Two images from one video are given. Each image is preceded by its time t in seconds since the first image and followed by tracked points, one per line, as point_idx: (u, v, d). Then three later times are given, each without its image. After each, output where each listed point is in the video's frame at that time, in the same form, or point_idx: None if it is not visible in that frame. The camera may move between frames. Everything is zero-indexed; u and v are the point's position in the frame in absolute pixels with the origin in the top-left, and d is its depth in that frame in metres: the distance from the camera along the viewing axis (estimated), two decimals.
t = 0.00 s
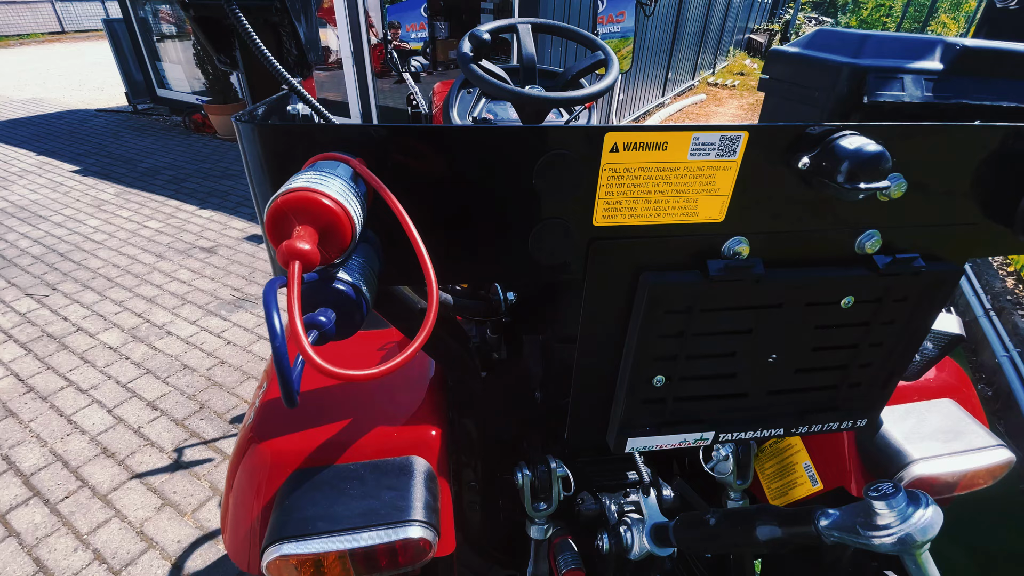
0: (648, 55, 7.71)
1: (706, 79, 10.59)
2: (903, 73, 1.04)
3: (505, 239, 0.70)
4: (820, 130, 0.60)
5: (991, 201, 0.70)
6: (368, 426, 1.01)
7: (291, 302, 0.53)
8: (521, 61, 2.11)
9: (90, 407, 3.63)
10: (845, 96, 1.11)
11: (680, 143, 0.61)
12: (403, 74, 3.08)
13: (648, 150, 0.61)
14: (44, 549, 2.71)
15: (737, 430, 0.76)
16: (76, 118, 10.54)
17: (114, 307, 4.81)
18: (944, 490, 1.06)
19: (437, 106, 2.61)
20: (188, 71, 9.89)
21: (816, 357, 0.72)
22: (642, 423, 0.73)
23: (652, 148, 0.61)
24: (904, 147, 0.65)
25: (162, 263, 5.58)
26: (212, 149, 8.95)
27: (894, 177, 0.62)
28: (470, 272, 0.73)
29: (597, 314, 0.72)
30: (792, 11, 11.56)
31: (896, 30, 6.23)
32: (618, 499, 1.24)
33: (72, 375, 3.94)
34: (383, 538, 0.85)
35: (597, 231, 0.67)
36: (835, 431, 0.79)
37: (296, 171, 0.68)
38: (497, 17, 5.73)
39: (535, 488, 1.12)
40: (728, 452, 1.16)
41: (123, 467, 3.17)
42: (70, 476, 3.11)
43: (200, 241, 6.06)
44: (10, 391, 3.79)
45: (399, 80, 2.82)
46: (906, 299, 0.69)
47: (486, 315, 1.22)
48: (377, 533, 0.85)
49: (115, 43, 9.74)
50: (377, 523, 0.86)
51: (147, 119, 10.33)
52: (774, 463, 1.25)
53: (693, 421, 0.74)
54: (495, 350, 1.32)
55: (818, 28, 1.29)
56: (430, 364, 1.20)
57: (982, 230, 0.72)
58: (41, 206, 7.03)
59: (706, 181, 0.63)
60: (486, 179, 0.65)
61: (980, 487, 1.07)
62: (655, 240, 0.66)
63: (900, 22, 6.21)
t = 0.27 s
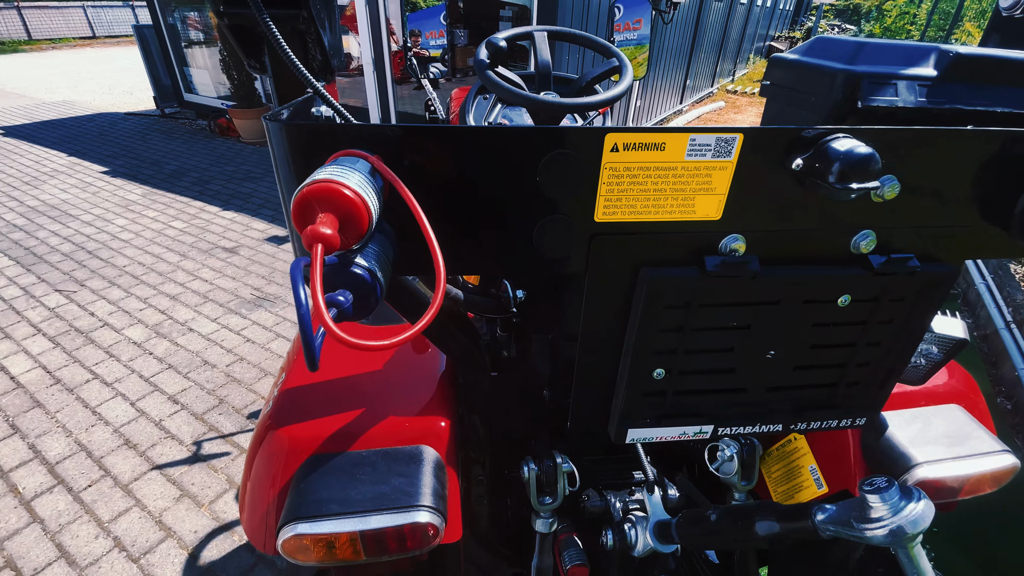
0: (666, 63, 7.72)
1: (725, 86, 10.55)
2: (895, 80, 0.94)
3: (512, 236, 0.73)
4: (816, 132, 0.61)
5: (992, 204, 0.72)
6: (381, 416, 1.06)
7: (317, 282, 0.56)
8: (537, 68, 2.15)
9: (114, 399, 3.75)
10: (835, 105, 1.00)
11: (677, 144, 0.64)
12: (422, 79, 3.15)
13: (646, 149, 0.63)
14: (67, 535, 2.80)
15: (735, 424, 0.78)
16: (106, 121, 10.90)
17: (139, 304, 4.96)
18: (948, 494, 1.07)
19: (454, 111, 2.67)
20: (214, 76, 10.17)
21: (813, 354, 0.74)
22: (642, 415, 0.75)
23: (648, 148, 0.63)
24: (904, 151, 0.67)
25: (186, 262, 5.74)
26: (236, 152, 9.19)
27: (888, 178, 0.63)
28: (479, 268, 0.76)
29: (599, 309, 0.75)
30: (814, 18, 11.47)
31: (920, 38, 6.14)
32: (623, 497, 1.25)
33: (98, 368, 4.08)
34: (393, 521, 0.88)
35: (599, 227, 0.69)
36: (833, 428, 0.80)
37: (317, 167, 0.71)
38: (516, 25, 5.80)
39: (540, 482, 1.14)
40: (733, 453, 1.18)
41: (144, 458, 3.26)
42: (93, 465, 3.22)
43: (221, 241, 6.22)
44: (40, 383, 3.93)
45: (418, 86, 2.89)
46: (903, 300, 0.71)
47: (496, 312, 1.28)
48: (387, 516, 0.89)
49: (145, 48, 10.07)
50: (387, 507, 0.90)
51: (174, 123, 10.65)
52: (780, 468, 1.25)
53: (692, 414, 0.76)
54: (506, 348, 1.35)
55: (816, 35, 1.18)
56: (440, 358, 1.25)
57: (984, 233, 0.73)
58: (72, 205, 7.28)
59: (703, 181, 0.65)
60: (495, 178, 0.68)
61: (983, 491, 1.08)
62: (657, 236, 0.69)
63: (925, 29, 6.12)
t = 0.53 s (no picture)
0: (684, 69, 7.74)
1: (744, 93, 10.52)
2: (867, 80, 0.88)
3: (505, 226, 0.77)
4: (788, 127, 0.61)
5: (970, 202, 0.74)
6: (386, 398, 1.12)
7: (321, 263, 0.53)
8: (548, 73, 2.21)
9: (137, 389, 3.90)
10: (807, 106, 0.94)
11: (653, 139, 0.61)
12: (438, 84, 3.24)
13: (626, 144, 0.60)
14: (90, 517, 2.92)
15: (716, 408, 0.82)
16: (136, 123, 11.30)
17: (163, 299, 5.14)
18: (937, 490, 1.09)
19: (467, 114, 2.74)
20: (239, 81, 10.48)
21: (792, 343, 0.77)
22: (627, 397, 0.80)
23: (626, 143, 0.60)
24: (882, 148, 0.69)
25: (208, 259, 5.92)
26: (259, 154, 9.45)
27: (857, 173, 0.65)
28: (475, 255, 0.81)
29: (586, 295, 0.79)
30: (838, 25, 11.36)
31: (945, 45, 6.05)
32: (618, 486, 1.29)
33: (123, 359, 4.24)
34: (393, 494, 0.94)
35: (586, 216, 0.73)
36: (814, 416, 0.83)
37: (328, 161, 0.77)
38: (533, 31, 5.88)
39: (536, 468, 1.19)
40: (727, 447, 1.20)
41: (164, 446, 3.39)
42: (116, 451, 3.35)
43: (243, 240, 6.40)
44: (69, 371, 4.10)
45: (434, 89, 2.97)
46: (878, 292, 0.74)
47: (495, 302, 1.30)
48: (388, 489, 0.95)
49: (175, 54, 10.43)
50: (388, 481, 0.96)
51: (201, 126, 10.99)
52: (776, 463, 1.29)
53: (675, 397, 0.80)
54: (508, 341, 1.42)
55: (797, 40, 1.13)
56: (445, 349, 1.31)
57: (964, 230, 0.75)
58: (103, 203, 7.57)
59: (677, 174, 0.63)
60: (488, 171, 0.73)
61: (972, 489, 1.10)
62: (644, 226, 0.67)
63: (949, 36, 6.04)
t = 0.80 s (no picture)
0: (697, 73, 7.73)
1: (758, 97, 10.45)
2: (829, 82, 0.77)
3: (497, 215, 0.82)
4: (755, 125, 0.66)
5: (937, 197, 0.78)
6: (387, 381, 1.19)
7: (322, 247, 0.54)
8: (555, 75, 2.26)
9: (154, 379, 4.02)
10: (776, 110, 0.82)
11: (628, 136, 0.66)
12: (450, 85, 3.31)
13: (604, 141, 0.65)
14: (107, 500, 3.03)
15: (694, 391, 0.86)
16: (158, 123, 11.59)
17: (181, 293, 5.29)
18: (919, 481, 1.11)
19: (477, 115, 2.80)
20: (258, 82, 10.70)
21: (766, 330, 0.82)
22: (610, 378, 0.85)
23: (602, 139, 0.65)
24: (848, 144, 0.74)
25: (224, 256, 6.07)
26: (275, 154, 9.63)
27: (823, 168, 0.69)
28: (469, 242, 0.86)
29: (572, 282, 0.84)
30: (857, 30, 11.22)
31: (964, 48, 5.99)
32: (610, 474, 1.35)
33: (141, 351, 4.38)
34: (392, 469, 1.00)
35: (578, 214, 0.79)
36: (789, 401, 0.87)
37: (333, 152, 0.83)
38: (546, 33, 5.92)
39: (530, 453, 1.24)
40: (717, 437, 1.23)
41: (179, 434, 3.50)
42: (133, 438, 3.47)
43: (259, 238, 6.55)
44: (89, 361, 4.25)
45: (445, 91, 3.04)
46: (848, 282, 0.78)
47: (496, 295, 1.31)
48: (387, 464, 1.01)
49: (196, 56, 10.68)
50: (388, 457, 1.02)
51: (220, 126, 11.24)
52: (767, 456, 1.35)
53: (655, 380, 0.85)
54: (509, 333, 1.40)
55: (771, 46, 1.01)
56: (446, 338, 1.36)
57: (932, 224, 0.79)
58: (124, 200, 7.79)
59: (652, 168, 0.68)
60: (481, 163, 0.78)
61: (955, 481, 1.12)
62: (629, 213, 0.72)
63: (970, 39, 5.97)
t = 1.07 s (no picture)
0: (710, 74, 7.72)
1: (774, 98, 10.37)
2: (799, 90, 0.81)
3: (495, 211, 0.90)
4: (729, 130, 0.73)
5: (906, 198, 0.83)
6: (394, 366, 1.27)
7: (336, 236, 0.61)
8: (562, 77, 2.32)
9: (173, 368, 4.17)
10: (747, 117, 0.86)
11: (612, 140, 0.72)
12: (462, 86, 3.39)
13: (589, 145, 0.72)
14: (127, 483, 3.16)
15: (677, 377, 0.93)
16: (178, 120, 11.86)
17: (199, 286, 5.45)
18: (899, 472, 1.16)
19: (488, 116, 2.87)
20: (276, 81, 10.89)
21: (744, 321, 0.88)
22: (597, 363, 0.92)
23: (587, 142, 0.72)
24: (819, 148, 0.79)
25: (241, 251, 6.23)
26: (292, 152, 9.81)
27: (792, 171, 0.76)
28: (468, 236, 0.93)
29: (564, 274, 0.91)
30: (876, 32, 11.09)
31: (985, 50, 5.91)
32: (605, 461, 1.42)
33: (160, 341, 4.53)
34: (397, 446, 1.09)
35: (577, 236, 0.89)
36: (767, 388, 0.93)
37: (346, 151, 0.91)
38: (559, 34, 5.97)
39: (528, 438, 1.32)
40: (706, 428, 1.29)
41: (196, 421, 3.63)
42: (152, 424, 3.61)
43: (275, 233, 6.71)
44: (111, 350, 4.41)
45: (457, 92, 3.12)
46: (819, 277, 0.83)
47: (498, 288, 1.38)
48: (393, 442, 1.09)
49: (216, 54, 10.90)
50: (393, 435, 1.10)
51: (238, 124, 11.47)
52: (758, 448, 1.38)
53: (639, 365, 0.92)
54: (511, 324, 1.47)
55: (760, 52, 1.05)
56: (450, 328, 1.44)
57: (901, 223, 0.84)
58: (146, 195, 8.01)
59: (634, 169, 0.75)
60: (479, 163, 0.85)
61: (935, 471, 1.18)
62: (613, 210, 0.78)
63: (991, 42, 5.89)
